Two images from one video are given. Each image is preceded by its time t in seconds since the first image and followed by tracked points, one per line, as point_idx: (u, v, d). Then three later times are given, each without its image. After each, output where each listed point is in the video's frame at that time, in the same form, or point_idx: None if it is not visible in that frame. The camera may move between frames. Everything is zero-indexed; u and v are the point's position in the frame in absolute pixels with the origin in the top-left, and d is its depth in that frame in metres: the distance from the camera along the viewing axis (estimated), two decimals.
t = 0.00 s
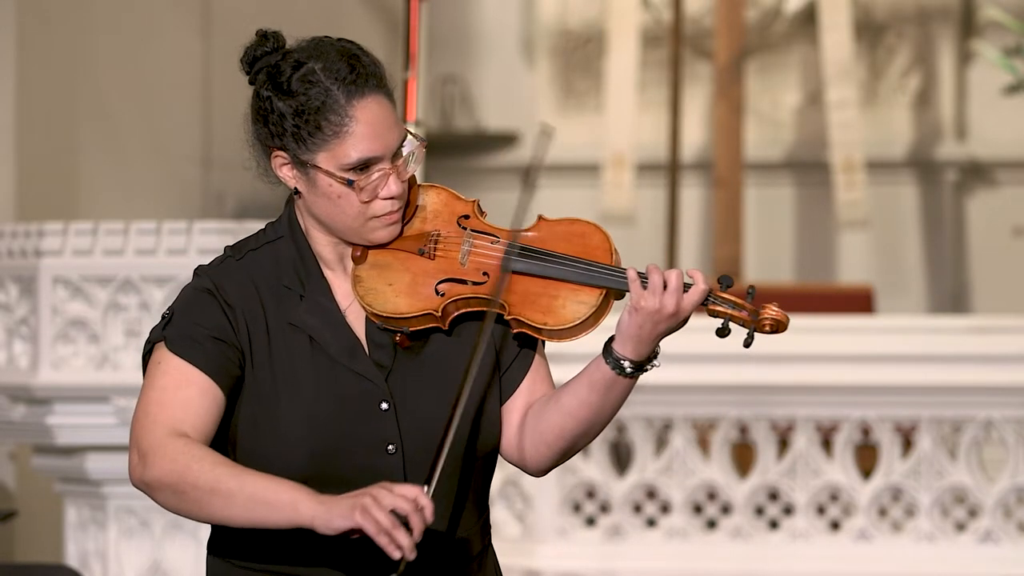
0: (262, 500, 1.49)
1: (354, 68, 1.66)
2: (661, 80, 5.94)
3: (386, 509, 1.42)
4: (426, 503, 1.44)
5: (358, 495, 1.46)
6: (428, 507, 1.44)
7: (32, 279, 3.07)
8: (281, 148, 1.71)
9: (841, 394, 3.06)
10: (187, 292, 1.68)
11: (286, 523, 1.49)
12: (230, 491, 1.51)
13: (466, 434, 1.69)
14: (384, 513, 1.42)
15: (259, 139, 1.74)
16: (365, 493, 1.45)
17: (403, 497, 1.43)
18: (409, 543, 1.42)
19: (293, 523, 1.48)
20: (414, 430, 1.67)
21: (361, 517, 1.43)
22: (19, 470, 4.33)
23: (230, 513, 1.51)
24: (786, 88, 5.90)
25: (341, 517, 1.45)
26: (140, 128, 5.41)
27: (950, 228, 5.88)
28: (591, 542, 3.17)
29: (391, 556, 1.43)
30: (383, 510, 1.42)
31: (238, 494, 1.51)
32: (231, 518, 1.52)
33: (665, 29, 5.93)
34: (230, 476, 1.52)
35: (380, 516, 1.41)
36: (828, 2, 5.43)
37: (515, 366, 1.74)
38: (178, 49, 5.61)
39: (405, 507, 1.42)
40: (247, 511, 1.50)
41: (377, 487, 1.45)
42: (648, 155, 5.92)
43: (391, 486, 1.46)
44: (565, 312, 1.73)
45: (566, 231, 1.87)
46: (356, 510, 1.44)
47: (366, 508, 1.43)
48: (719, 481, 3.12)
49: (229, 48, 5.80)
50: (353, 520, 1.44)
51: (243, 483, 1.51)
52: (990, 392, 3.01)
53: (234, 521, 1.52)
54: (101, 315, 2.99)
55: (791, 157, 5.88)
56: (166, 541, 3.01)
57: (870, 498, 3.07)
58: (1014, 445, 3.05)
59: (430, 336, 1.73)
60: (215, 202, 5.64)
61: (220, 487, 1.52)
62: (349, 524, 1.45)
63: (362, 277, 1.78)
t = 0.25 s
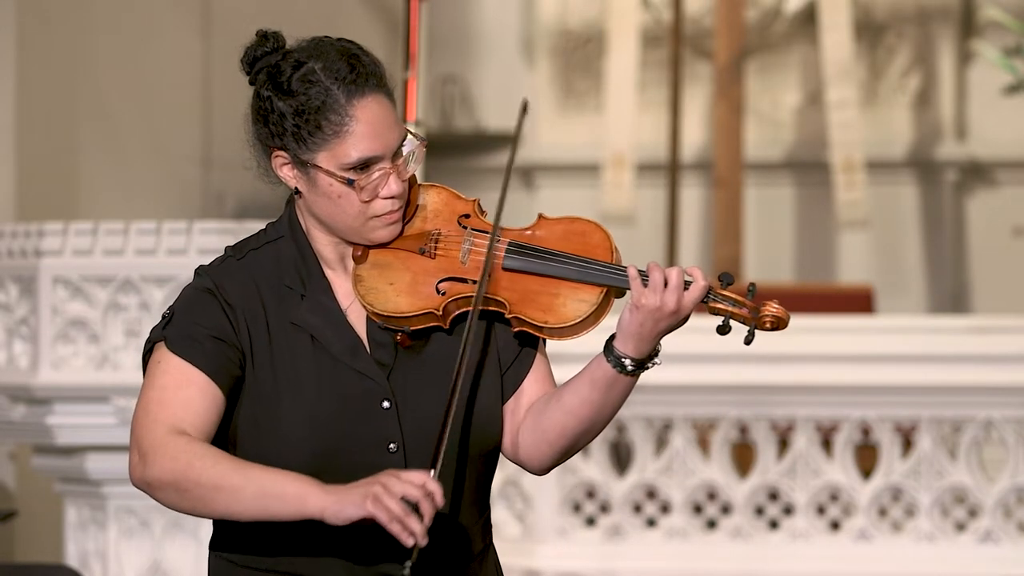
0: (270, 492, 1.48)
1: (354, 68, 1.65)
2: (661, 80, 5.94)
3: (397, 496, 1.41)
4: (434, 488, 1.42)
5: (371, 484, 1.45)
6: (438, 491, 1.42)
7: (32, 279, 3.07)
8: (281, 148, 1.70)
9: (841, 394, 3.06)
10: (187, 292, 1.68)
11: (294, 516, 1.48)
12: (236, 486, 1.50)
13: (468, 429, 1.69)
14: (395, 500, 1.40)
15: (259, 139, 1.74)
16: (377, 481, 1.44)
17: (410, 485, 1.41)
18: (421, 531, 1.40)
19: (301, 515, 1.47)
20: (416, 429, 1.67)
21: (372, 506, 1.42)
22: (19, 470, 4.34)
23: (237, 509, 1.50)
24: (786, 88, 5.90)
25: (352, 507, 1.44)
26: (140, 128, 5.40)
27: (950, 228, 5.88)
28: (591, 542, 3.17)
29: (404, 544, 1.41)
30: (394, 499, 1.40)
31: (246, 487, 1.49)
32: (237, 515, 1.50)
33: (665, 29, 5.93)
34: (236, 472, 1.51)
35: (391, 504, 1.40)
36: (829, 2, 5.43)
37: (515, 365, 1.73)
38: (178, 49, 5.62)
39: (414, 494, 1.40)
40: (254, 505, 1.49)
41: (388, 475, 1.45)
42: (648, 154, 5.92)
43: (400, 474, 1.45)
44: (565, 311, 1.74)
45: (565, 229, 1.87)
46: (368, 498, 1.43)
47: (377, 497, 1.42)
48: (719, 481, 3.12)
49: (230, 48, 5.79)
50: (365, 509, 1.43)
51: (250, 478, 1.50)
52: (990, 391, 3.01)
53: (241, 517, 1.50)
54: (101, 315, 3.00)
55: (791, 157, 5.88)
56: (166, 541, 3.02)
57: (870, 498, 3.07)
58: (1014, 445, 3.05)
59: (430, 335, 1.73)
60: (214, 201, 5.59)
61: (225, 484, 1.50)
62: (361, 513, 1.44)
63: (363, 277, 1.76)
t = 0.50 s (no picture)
0: (281, 491, 1.44)
1: (360, 70, 1.61)
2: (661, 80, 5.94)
3: (411, 487, 1.36)
4: (449, 479, 1.37)
5: (382, 475, 1.39)
6: (453, 481, 1.37)
7: (32, 279, 3.07)
8: (286, 150, 1.66)
9: (840, 393, 3.06)
10: (190, 292, 1.63)
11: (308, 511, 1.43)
12: (247, 485, 1.45)
13: (472, 431, 1.64)
14: (409, 492, 1.35)
15: (265, 141, 1.69)
16: (389, 473, 1.39)
17: (424, 475, 1.36)
18: (437, 520, 1.35)
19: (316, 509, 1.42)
20: (421, 431, 1.62)
21: (387, 498, 1.36)
22: (19, 470, 4.34)
23: (249, 508, 1.45)
24: (786, 88, 5.90)
25: (365, 501, 1.39)
26: (140, 128, 5.41)
27: (950, 228, 5.88)
28: (591, 542, 3.17)
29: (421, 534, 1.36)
30: (408, 489, 1.36)
31: (257, 486, 1.45)
32: (251, 514, 1.46)
33: (665, 29, 5.93)
34: (245, 471, 1.46)
35: (406, 496, 1.35)
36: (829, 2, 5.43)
37: (518, 369, 1.68)
38: (178, 49, 5.64)
39: (429, 485, 1.35)
40: (265, 505, 1.44)
41: (400, 467, 1.39)
42: (647, 154, 5.92)
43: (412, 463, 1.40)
44: (569, 313, 1.69)
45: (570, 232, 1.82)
46: (383, 490, 1.37)
47: (392, 489, 1.36)
48: (719, 481, 3.12)
49: (230, 49, 5.83)
50: (379, 501, 1.37)
51: (260, 477, 1.45)
52: (991, 391, 3.02)
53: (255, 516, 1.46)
54: (102, 315, 3.00)
55: (791, 157, 5.88)
56: (167, 541, 3.02)
57: (870, 498, 3.07)
58: (1014, 445, 3.05)
59: (435, 336, 1.69)
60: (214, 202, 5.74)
61: (236, 483, 1.46)
62: (375, 506, 1.38)
63: (367, 278, 1.73)
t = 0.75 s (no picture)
0: (295, 496, 1.46)
1: (372, 74, 1.62)
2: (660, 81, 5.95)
3: (420, 496, 1.38)
4: (457, 488, 1.40)
5: (392, 484, 1.42)
6: (461, 491, 1.40)
7: (32, 279, 3.07)
8: (297, 152, 1.67)
9: (840, 393, 3.06)
10: (199, 291, 1.65)
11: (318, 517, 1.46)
12: (257, 489, 1.48)
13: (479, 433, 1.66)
14: (418, 500, 1.38)
15: (274, 142, 1.70)
16: (399, 481, 1.42)
17: (434, 484, 1.39)
18: (443, 531, 1.38)
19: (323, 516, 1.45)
20: (428, 433, 1.63)
21: (395, 506, 1.39)
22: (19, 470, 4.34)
23: (262, 509, 1.48)
24: (786, 88, 5.90)
25: (373, 507, 1.41)
26: (140, 129, 5.42)
27: (950, 228, 5.88)
28: (591, 542, 3.17)
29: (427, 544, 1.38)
30: (417, 498, 1.38)
31: (267, 492, 1.47)
32: (263, 516, 1.48)
33: (665, 29, 5.93)
34: (258, 475, 1.48)
35: (414, 504, 1.37)
36: (829, 2, 5.43)
37: (526, 371, 1.71)
38: (177, 49, 5.63)
39: (438, 494, 1.38)
40: (278, 508, 1.47)
41: (409, 475, 1.42)
42: (647, 154, 5.92)
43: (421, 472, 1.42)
44: (578, 321, 1.70)
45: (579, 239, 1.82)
46: (391, 498, 1.40)
47: (400, 497, 1.39)
48: (719, 481, 3.12)
49: (230, 49, 5.83)
50: (387, 510, 1.40)
51: (272, 481, 1.48)
52: (990, 392, 3.02)
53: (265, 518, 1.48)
54: (102, 315, 3.00)
55: (791, 157, 5.88)
56: (167, 541, 3.02)
57: (870, 498, 3.07)
58: (1014, 446, 3.05)
59: (442, 340, 1.70)
60: (214, 202, 5.73)
61: (249, 487, 1.48)
62: (383, 513, 1.41)
63: (374, 281, 1.73)
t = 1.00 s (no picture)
0: (297, 519, 1.56)
1: (395, 82, 1.69)
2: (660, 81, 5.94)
3: (422, 536, 1.51)
4: (459, 531, 1.54)
5: (392, 522, 1.54)
6: (461, 535, 1.54)
7: (32, 279, 3.07)
8: (316, 156, 1.74)
9: (841, 393, 3.06)
10: (216, 291, 1.73)
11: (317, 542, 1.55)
12: (265, 504, 1.57)
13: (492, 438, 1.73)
14: (419, 540, 1.51)
15: (295, 144, 1.77)
16: (400, 520, 1.54)
17: (436, 526, 1.53)
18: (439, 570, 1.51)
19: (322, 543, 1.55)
20: (441, 436, 1.71)
21: (395, 544, 1.51)
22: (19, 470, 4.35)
23: (266, 527, 1.57)
24: (786, 88, 5.90)
25: (374, 543, 1.52)
26: (140, 129, 5.42)
27: (950, 228, 5.88)
28: (591, 542, 3.17)
29: None
30: (418, 539, 1.51)
31: (274, 508, 1.56)
32: (264, 534, 1.57)
33: (665, 29, 5.94)
34: (267, 491, 1.57)
35: (415, 544, 1.50)
36: (829, 2, 5.43)
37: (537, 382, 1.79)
38: (178, 49, 5.63)
39: (439, 535, 1.52)
40: (280, 528, 1.56)
41: (411, 516, 1.55)
42: (648, 154, 5.92)
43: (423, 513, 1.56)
44: (593, 333, 1.76)
45: (595, 251, 1.88)
46: (392, 535, 1.52)
47: (401, 536, 1.51)
48: (719, 481, 3.12)
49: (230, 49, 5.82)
50: (386, 546, 1.52)
51: (279, 498, 1.57)
52: (990, 391, 3.02)
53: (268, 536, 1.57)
54: (102, 315, 3.00)
55: (791, 157, 5.88)
56: (167, 541, 3.03)
57: (870, 498, 3.07)
58: (1014, 446, 3.05)
59: (455, 346, 1.77)
60: (214, 202, 5.73)
61: (254, 502, 1.57)
62: (382, 549, 1.52)
63: (390, 285, 1.80)
